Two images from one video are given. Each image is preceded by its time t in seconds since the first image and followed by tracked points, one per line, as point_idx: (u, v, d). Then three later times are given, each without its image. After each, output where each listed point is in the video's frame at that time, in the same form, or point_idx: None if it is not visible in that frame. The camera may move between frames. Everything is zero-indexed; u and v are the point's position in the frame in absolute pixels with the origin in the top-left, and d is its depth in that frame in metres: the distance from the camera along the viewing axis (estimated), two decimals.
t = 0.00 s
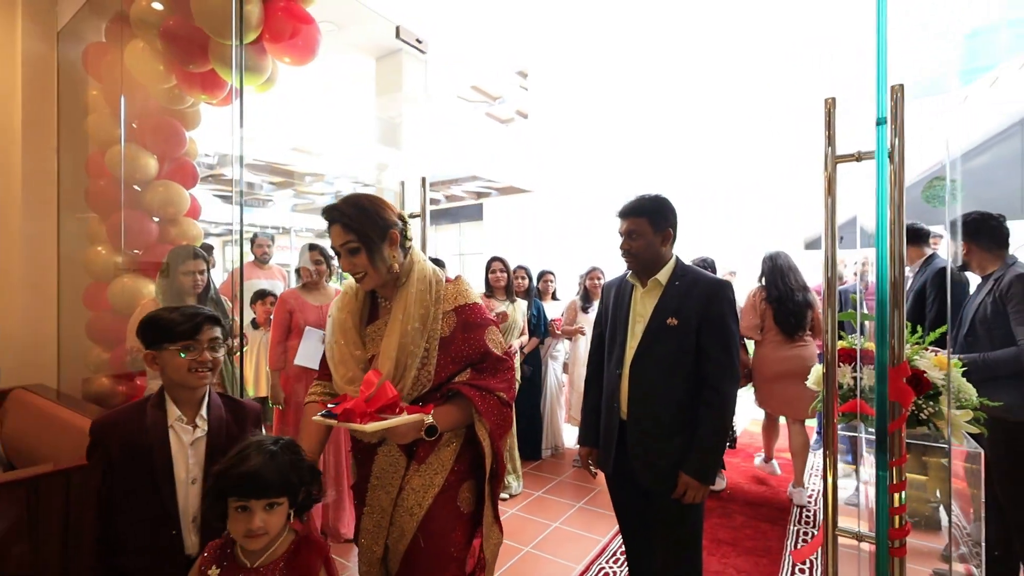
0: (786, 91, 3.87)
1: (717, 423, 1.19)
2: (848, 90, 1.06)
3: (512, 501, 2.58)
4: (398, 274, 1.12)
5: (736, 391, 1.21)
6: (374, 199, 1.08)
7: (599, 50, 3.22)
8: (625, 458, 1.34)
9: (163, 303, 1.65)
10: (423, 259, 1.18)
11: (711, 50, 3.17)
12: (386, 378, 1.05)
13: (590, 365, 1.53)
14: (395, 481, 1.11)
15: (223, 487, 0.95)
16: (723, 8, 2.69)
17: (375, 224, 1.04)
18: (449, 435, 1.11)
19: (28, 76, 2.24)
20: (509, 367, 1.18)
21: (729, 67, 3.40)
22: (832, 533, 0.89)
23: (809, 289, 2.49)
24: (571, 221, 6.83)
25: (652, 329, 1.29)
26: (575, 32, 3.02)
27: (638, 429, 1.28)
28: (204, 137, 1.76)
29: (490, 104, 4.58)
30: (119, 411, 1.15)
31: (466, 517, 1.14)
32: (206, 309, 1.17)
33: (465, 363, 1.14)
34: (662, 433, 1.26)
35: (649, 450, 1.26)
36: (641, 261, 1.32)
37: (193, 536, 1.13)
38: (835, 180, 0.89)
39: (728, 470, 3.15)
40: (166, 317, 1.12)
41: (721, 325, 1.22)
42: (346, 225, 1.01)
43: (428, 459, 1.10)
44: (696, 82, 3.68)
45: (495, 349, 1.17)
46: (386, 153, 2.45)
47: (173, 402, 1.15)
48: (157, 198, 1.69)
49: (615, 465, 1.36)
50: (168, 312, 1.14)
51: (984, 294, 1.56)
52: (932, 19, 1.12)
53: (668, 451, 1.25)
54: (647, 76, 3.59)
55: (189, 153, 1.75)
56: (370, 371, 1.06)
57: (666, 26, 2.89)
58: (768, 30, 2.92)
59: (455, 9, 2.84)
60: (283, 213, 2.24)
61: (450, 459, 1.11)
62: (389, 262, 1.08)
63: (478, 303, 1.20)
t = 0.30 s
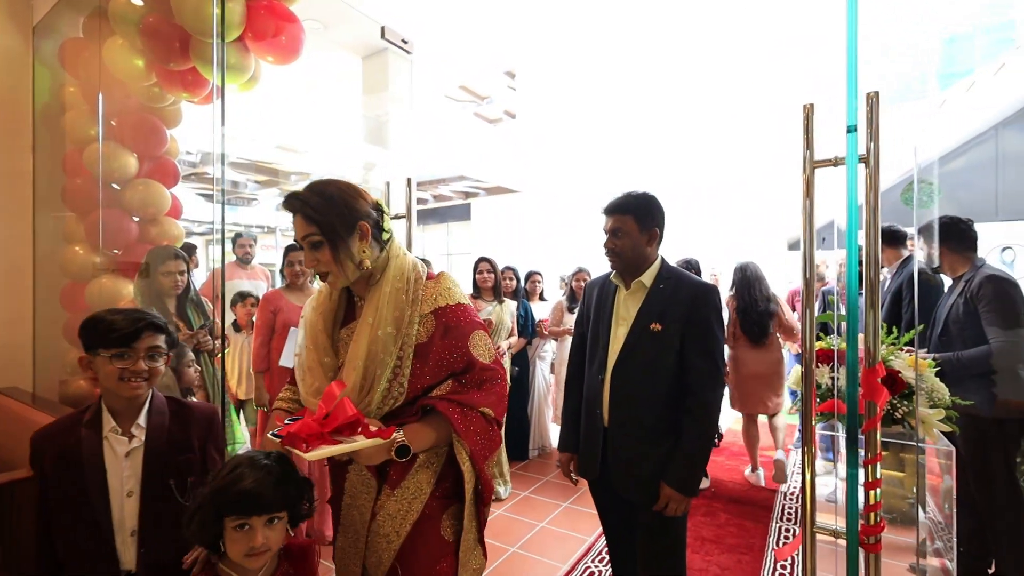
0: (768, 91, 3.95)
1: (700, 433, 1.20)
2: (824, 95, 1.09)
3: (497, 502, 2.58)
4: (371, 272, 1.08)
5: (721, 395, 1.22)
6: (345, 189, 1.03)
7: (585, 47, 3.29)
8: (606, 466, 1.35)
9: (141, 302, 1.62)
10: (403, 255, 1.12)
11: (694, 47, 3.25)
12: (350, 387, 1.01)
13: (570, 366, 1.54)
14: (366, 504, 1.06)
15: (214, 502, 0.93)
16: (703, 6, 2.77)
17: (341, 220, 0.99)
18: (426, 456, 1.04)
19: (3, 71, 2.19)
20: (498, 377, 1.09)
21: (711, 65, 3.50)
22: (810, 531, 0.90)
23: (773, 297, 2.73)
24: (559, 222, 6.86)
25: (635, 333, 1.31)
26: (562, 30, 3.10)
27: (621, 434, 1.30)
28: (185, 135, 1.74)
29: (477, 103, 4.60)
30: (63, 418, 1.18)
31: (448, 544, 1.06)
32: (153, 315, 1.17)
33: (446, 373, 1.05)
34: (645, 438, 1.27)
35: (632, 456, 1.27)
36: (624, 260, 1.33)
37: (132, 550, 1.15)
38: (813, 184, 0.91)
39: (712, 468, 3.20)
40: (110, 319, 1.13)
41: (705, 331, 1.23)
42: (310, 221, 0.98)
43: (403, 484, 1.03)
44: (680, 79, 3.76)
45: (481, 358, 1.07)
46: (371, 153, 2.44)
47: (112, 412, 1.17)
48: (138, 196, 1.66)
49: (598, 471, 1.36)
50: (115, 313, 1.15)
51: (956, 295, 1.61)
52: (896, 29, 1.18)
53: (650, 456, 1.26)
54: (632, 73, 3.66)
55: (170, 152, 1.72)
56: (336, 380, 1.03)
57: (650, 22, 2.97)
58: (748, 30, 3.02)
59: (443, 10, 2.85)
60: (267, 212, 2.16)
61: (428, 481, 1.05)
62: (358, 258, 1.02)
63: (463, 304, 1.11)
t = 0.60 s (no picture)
0: (760, 91, 3.97)
1: (686, 434, 1.19)
2: (812, 89, 1.09)
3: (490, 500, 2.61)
4: (346, 261, 1.00)
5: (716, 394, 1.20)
6: (314, 169, 0.94)
7: (578, 46, 3.29)
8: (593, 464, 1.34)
9: (125, 297, 1.60)
10: (384, 244, 1.04)
11: (686, 48, 3.27)
12: (318, 386, 0.94)
13: (556, 360, 1.53)
14: (333, 504, 0.98)
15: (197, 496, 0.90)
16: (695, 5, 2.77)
17: (304, 202, 0.90)
18: (403, 461, 0.96)
19: None
20: (483, 378, 1.00)
21: (703, 65, 3.51)
22: (797, 524, 0.89)
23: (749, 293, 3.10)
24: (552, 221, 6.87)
25: (623, 329, 1.30)
26: (555, 29, 3.09)
27: (601, 437, 1.29)
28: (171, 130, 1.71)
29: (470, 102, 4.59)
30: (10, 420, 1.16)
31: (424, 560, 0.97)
32: (103, 310, 1.16)
33: (425, 374, 0.97)
34: (632, 440, 1.25)
35: (613, 459, 1.27)
36: (614, 251, 1.32)
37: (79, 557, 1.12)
38: (800, 181, 0.91)
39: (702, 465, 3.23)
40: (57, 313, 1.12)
41: (699, 328, 1.21)
42: (272, 202, 0.89)
43: (377, 492, 0.95)
44: (673, 79, 3.77)
45: (464, 357, 0.97)
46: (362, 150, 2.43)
47: (57, 412, 1.15)
48: (122, 191, 1.64)
49: (582, 473, 1.36)
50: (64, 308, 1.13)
51: (943, 292, 1.63)
52: (890, 36, 1.22)
53: (637, 456, 1.25)
54: (624, 72, 3.67)
55: (157, 147, 1.70)
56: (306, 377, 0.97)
57: (642, 22, 2.97)
58: (739, 31, 3.03)
59: (435, 8, 2.83)
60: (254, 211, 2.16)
61: (408, 488, 0.96)
62: (325, 246, 0.94)
63: (446, 298, 1.02)
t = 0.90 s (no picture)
0: (749, 92, 4.00)
1: (675, 437, 1.15)
2: (800, 87, 1.09)
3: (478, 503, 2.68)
4: (303, 255, 0.96)
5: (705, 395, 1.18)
6: (270, 160, 0.90)
7: (569, 46, 3.29)
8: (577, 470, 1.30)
9: (105, 296, 1.56)
10: (344, 238, 0.99)
11: (676, 48, 3.28)
12: (268, 383, 0.90)
13: (542, 360, 1.50)
14: (282, 506, 0.95)
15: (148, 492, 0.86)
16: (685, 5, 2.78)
17: (255, 195, 0.86)
18: (357, 462, 0.92)
19: None
20: (442, 376, 0.95)
21: (692, 66, 3.53)
22: (784, 523, 0.89)
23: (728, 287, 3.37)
24: (543, 221, 6.90)
25: (615, 327, 1.26)
26: (545, 28, 3.09)
27: (590, 440, 1.24)
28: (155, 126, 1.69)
29: (462, 101, 4.62)
30: None
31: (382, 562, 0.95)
32: (73, 313, 1.03)
33: (380, 372, 0.92)
34: (622, 445, 1.22)
35: (601, 463, 1.22)
36: (604, 245, 1.30)
37: None
38: (787, 181, 0.91)
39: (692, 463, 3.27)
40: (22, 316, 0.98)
41: (689, 327, 1.20)
42: (222, 195, 0.86)
43: (331, 494, 0.91)
44: (663, 80, 3.79)
45: (421, 355, 0.92)
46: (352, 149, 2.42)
47: (20, 421, 1.02)
48: (105, 189, 1.62)
49: (567, 479, 1.31)
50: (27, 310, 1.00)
51: (929, 291, 1.69)
52: (876, 30, 1.22)
53: (628, 461, 1.21)
54: (615, 72, 3.68)
55: (140, 144, 1.69)
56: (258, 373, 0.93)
57: (632, 23, 2.98)
58: (724, 33, 3.07)
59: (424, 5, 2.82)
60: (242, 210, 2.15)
61: (364, 489, 0.93)
62: (279, 240, 0.90)
63: (405, 293, 0.97)
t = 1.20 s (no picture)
0: (741, 95, 4.03)
1: (668, 439, 1.13)
2: (790, 88, 1.10)
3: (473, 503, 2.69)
4: (250, 249, 0.96)
5: (696, 396, 1.17)
6: (225, 156, 0.90)
7: (562, 46, 3.30)
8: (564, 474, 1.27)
9: (92, 297, 1.55)
10: (293, 237, 0.98)
11: (669, 50, 3.30)
12: (201, 373, 0.89)
13: (528, 363, 1.46)
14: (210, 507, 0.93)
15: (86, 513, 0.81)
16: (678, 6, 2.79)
17: (205, 188, 0.86)
18: (285, 458, 0.91)
19: None
20: (378, 377, 0.95)
21: (686, 67, 3.55)
22: (776, 522, 0.89)
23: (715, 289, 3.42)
24: (536, 221, 6.92)
25: (607, 328, 1.23)
26: (538, 29, 3.10)
27: (583, 444, 1.20)
28: (145, 124, 1.71)
29: (455, 101, 4.62)
30: None
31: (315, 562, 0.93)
32: (84, 330, 0.97)
33: (316, 369, 0.91)
34: (618, 449, 1.19)
35: (597, 468, 1.18)
36: (593, 243, 1.26)
37: None
38: (778, 182, 0.91)
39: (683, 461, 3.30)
40: (26, 324, 0.92)
41: (681, 327, 1.18)
42: (171, 187, 0.86)
43: (258, 489, 0.90)
44: (656, 81, 3.81)
45: (358, 356, 0.92)
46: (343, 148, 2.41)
47: (4, 429, 0.96)
48: (93, 187, 1.59)
49: (553, 480, 1.25)
50: (33, 317, 0.93)
51: (919, 290, 1.68)
52: (864, 31, 1.24)
53: (624, 465, 1.19)
54: (609, 74, 3.70)
55: (129, 142, 1.67)
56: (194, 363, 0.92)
57: (625, 24, 2.99)
58: (714, 35, 3.10)
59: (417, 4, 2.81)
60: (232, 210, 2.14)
61: (295, 487, 0.91)
62: (227, 234, 0.90)
63: (348, 294, 0.96)
